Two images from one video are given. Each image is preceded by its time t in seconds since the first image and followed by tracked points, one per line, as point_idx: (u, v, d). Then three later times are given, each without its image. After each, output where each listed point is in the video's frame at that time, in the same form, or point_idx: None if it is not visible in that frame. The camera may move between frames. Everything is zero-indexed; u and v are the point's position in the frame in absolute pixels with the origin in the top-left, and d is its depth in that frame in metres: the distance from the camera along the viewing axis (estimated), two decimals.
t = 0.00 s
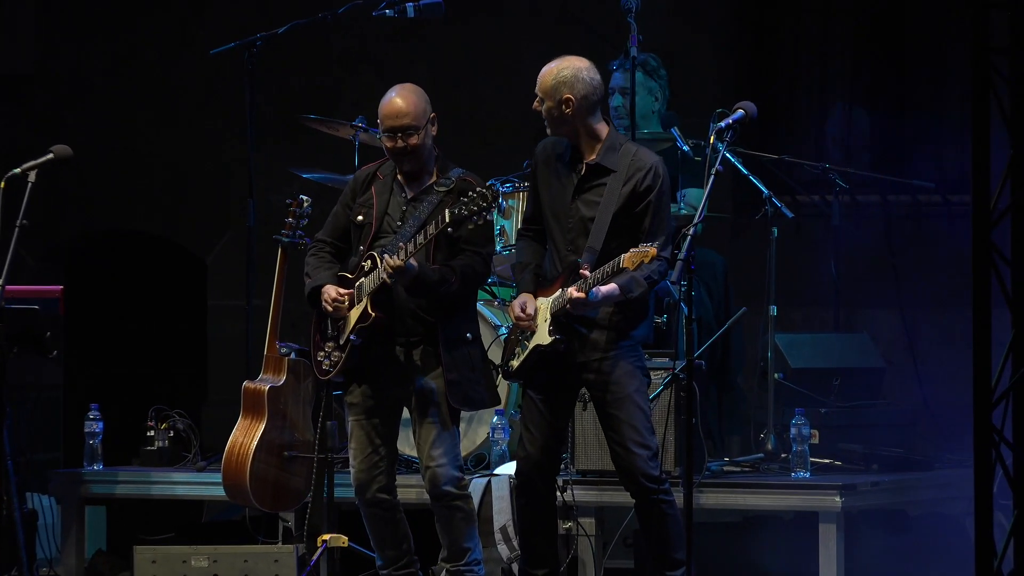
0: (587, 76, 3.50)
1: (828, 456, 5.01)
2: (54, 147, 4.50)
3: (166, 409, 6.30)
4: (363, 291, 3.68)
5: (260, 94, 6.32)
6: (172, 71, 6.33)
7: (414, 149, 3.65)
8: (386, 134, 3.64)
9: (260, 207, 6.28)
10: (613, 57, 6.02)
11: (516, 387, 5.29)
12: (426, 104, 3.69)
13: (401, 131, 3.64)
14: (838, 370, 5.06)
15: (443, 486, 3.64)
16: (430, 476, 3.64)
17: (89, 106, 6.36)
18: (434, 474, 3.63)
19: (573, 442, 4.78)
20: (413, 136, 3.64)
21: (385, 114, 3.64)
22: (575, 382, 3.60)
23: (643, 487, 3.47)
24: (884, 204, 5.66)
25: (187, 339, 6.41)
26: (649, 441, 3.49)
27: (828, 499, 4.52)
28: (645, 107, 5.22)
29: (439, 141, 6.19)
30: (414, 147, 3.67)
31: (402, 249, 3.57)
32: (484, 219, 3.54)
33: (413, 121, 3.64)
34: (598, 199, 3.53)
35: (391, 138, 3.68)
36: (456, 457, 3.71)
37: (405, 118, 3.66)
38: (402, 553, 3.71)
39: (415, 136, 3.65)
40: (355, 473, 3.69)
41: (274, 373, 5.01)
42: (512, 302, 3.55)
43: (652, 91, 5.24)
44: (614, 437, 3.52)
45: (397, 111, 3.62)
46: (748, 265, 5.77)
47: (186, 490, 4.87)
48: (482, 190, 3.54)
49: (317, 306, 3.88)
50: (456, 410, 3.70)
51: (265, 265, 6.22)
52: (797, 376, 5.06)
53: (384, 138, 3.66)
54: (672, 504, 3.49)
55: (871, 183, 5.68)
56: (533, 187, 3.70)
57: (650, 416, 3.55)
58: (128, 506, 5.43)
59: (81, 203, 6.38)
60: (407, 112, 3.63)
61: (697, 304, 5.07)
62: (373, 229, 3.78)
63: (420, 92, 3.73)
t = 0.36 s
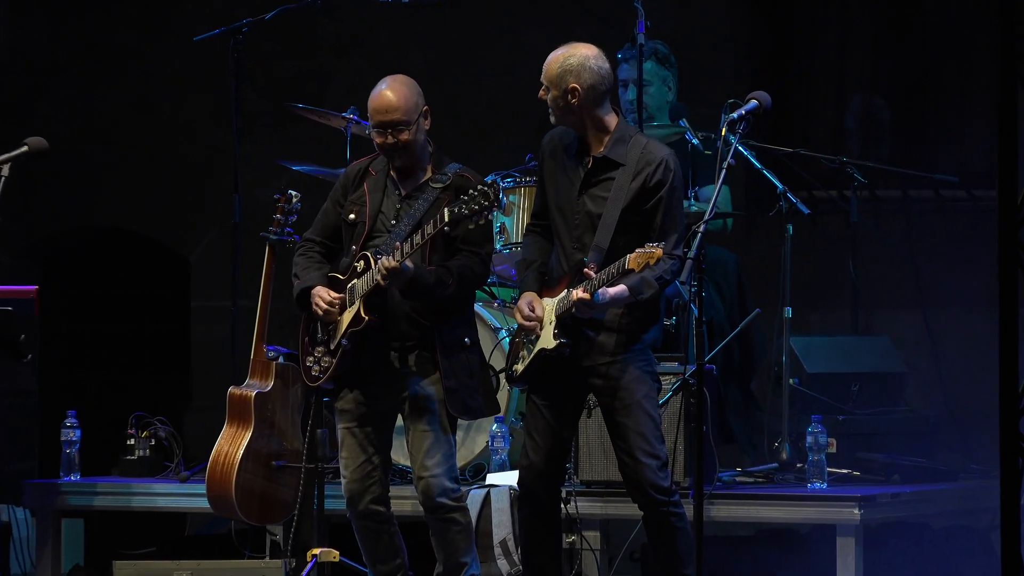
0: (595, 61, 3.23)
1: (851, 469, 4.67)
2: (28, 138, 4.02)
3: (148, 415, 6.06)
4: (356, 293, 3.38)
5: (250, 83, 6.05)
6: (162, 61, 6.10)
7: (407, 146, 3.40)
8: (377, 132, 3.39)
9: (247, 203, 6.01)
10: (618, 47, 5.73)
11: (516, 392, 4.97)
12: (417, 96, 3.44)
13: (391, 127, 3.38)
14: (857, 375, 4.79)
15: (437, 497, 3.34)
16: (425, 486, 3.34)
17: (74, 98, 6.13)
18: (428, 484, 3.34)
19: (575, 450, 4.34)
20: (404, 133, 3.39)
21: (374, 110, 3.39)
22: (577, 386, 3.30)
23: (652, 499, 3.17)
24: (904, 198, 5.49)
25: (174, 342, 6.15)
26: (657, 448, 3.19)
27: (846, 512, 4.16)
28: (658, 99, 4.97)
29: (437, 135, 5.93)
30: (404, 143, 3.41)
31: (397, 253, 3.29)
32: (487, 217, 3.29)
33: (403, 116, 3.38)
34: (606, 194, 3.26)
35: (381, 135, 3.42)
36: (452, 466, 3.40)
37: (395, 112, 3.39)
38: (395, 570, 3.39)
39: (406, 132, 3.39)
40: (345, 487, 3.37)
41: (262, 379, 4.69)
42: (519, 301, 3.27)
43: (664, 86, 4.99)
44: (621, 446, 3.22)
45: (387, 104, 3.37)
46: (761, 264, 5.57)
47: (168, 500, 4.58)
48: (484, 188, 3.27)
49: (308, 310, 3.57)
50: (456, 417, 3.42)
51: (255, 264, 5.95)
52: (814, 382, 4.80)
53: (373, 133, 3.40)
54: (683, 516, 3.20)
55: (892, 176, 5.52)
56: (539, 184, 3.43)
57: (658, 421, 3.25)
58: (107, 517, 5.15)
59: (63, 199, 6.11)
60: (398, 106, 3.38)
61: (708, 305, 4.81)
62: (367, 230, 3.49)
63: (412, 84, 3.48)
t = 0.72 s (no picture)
0: (597, 63, 3.15)
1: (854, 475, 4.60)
2: (23, 143, 3.80)
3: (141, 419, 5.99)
4: (353, 295, 3.27)
5: (246, 81, 5.98)
6: (158, 59, 6.04)
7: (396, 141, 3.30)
8: (364, 129, 3.29)
9: (245, 204, 5.93)
10: (620, 45, 5.64)
11: (517, 400, 4.95)
12: (402, 89, 3.34)
13: (377, 123, 3.28)
14: (864, 381, 4.69)
15: (443, 494, 3.23)
16: (425, 482, 3.23)
17: (71, 98, 6.06)
18: (429, 480, 3.22)
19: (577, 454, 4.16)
20: (391, 127, 3.29)
21: (359, 107, 3.29)
22: (575, 389, 3.20)
23: (654, 506, 3.07)
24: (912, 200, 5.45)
25: (170, 344, 6.07)
26: (659, 453, 3.08)
27: (852, 519, 3.99)
28: (658, 98, 4.91)
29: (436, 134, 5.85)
30: (391, 138, 3.31)
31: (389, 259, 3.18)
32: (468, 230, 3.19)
33: (388, 111, 3.28)
34: (609, 198, 3.17)
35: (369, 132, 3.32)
36: (456, 464, 3.29)
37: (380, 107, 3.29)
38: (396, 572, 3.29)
39: (392, 129, 3.29)
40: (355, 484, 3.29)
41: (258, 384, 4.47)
42: (514, 301, 3.17)
43: (665, 84, 4.92)
44: (624, 451, 3.11)
45: (371, 100, 3.28)
46: (767, 266, 5.52)
47: (162, 509, 4.49)
48: (464, 202, 3.18)
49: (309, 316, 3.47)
50: (462, 417, 3.32)
51: (252, 266, 5.87)
52: (819, 388, 4.70)
53: (360, 130, 3.31)
54: (684, 522, 3.10)
55: (899, 178, 5.47)
56: (541, 185, 3.36)
57: (661, 424, 3.13)
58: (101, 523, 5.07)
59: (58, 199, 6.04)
60: (382, 102, 3.28)
61: (712, 307, 4.74)
62: (364, 229, 3.41)
63: (397, 76, 3.38)
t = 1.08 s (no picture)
0: (593, 65, 3.13)
1: (853, 475, 4.61)
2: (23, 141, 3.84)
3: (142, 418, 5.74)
4: (355, 299, 3.28)
5: (247, 81, 5.98)
6: (159, 60, 6.04)
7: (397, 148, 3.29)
8: (366, 135, 3.29)
9: (245, 205, 5.93)
10: (620, 46, 5.64)
11: (517, 399, 4.93)
12: (405, 97, 3.33)
13: (381, 130, 3.28)
14: (865, 381, 4.70)
15: (441, 497, 3.22)
16: (425, 486, 3.22)
17: (71, 98, 6.06)
18: (428, 485, 3.21)
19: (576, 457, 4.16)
20: (394, 135, 3.28)
21: (362, 112, 3.29)
22: (575, 392, 3.19)
23: (654, 508, 3.07)
24: (911, 202, 5.44)
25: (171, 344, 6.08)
26: (659, 454, 3.08)
27: (854, 519, 3.98)
28: (657, 96, 4.94)
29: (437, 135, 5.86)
30: (395, 145, 3.30)
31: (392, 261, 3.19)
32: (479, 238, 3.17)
33: (392, 118, 3.28)
34: (608, 200, 3.17)
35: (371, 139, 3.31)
36: (455, 469, 3.28)
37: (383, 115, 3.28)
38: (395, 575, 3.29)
39: (395, 135, 3.28)
40: (352, 487, 3.28)
41: (259, 385, 4.48)
42: (517, 305, 3.17)
43: (665, 82, 4.94)
44: (623, 454, 3.11)
45: (375, 107, 3.27)
46: (767, 266, 5.52)
47: (163, 509, 4.49)
48: (473, 210, 3.17)
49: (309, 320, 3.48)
50: (462, 419, 3.31)
51: (252, 266, 5.88)
52: (820, 388, 4.71)
53: (363, 137, 3.30)
54: (684, 525, 3.10)
55: (897, 179, 5.46)
56: (540, 187, 3.36)
57: (661, 426, 3.13)
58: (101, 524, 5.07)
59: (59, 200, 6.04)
60: (385, 109, 3.27)
61: (712, 308, 4.73)
62: (363, 232, 3.40)
63: (400, 83, 3.38)
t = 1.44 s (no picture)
0: (594, 66, 3.14)
1: (854, 475, 4.59)
2: (24, 141, 3.85)
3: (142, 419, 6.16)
4: (359, 297, 3.27)
5: (247, 81, 5.98)
6: (160, 61, 6.04)
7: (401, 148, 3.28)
8: (371, 134, 3.27)
9: (245, 205, 5.93)
10: (621, 46, 5.65)
11: (517, 398, 4.90)
12: (409, 96, 3.32)
13: (386, 129, 3.27)
14: (866, 381, 4.70)
15: (443, 502, 3.23)
16: (427, 491, 3.23)
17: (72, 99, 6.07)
18: (431, 490, 3.22)
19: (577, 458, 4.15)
20: (399, 134, 3.27)
21: (367, 112, 3.28)
22: (575, 393, 3.19)
23: (654, 509, 3.07)
24: (911, 202, 5.44)
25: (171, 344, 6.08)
26: (659, 455, 3.09)
27: (853, 519, 3.98)
28: (654, 95, 4.94)
29: (437, 135, 5.86)
30: (400, 145, 3.30)
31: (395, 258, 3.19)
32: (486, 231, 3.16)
33: (396, 118, 3.27)
34: (607, 200, 3.17)
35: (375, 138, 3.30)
36: (457, 472, 3.29)
37: (387, 114, 3.27)
38: None
39: (401, 134, 3.28)
40: (352, 489, 3.28)
41: (259, 385, 4.47)
42: (516, 307, 3.17)
43: (660, 81, 4.94)
44: (622, 454, 3.11)
45: (380, 106, 3.26)
46: (767, 266, 5.53)
47: (163, 509, 4.49)
48: (486, 201, 3.15)
49: (308, 319, 3.46)
50: (463, 419, 3.31)
51: (253, 266, 5.88)
52: (821, 388, 4.70)
53: (367, 137, 3.29)
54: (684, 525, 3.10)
55: (897, 179, 5.47)
56: (540, 187, 3.36)
57: (661, 426, 3.14)
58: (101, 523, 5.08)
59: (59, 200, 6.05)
60: (391, 108, 3.27)
61: (713, 307, 4.74)
62: (363, 232, 3.40)
63: (404, 83, 3.37)
